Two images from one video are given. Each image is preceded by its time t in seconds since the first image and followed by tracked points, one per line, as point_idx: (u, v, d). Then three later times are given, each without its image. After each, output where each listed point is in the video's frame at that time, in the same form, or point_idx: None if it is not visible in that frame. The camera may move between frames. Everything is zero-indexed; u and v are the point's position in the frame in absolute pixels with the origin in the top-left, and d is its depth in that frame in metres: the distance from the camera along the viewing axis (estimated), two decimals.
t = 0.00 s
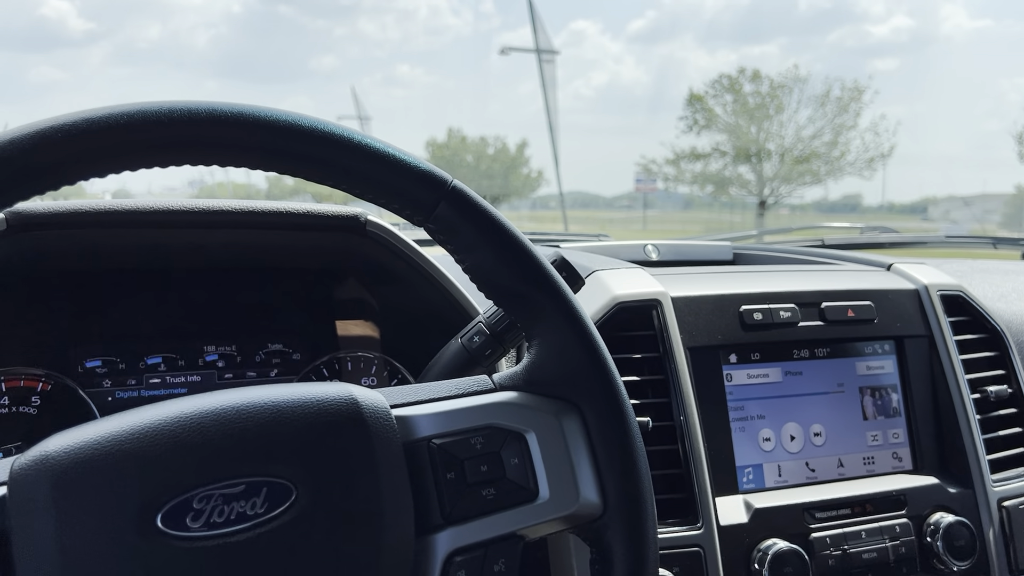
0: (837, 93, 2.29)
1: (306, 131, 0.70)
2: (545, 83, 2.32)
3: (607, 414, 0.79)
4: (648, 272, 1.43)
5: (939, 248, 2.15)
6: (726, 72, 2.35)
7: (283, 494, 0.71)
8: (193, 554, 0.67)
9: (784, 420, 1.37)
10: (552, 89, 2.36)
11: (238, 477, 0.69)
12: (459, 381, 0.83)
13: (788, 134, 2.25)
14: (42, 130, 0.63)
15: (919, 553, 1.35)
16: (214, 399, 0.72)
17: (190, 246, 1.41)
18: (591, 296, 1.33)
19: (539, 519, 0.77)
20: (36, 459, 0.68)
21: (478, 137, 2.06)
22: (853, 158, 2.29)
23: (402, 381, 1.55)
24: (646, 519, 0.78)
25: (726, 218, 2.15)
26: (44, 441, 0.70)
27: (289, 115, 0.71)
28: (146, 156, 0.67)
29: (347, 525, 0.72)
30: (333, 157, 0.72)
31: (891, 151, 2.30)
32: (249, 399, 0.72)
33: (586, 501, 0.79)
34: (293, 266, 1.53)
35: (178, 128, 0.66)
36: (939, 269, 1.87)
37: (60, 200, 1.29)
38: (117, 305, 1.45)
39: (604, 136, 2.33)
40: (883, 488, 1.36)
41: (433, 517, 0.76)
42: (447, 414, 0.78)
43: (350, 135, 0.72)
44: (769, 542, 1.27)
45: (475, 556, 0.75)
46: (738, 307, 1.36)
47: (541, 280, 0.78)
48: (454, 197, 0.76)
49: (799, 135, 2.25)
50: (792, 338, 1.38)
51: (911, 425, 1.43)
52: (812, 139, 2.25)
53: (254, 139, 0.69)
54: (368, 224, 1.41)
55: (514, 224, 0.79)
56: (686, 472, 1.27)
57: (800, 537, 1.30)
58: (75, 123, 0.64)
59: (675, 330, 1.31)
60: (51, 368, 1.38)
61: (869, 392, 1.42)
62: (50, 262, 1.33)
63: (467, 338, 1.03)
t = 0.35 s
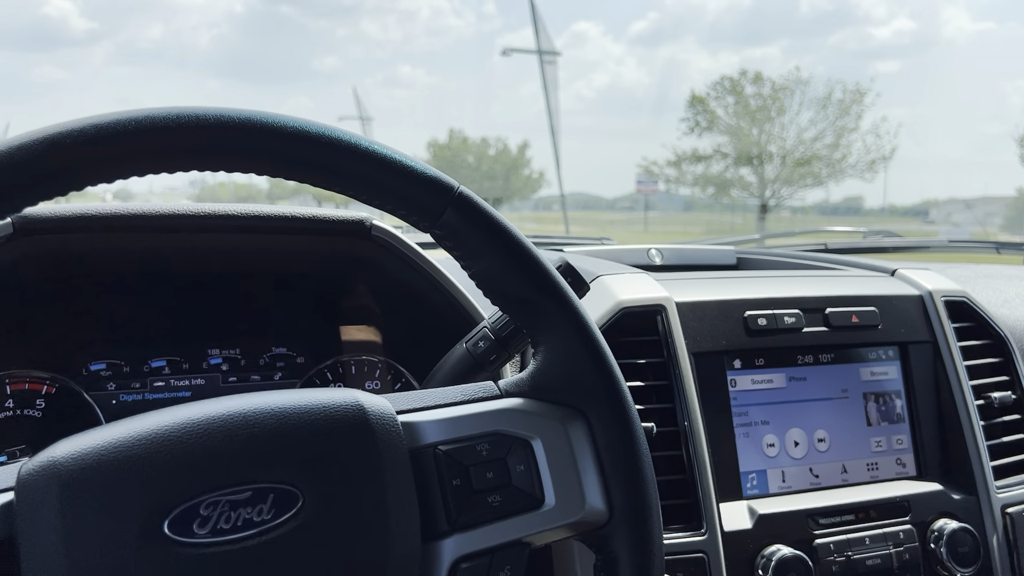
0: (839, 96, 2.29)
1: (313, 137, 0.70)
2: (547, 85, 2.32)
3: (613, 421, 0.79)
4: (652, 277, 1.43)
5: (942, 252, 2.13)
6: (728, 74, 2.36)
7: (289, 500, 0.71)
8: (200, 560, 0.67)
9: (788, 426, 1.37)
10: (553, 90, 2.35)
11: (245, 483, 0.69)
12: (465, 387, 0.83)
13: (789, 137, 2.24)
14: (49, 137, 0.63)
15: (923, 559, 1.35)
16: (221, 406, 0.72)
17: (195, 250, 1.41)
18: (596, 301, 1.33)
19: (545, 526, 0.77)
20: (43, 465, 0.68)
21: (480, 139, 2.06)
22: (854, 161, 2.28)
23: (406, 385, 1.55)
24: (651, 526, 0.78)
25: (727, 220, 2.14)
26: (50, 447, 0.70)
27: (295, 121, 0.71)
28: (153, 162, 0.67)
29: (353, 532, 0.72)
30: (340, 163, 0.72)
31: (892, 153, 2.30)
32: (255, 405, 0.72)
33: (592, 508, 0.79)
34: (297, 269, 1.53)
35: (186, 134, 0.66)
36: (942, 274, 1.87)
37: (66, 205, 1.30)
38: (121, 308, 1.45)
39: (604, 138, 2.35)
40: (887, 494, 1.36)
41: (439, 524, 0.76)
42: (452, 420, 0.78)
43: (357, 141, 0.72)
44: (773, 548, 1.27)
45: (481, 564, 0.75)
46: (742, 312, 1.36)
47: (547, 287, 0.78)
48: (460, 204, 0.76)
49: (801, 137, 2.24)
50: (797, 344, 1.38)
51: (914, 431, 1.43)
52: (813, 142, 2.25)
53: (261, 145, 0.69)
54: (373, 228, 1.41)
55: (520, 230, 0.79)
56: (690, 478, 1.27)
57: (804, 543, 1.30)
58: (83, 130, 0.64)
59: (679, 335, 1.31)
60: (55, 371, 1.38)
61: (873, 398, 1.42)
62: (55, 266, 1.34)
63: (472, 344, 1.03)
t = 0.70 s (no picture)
0: (840, 98, 2.30)
1: (312, 137, 0.70)
2: (548, 86, 2.32)
3: (613, 422, 0.79)
4: (653, 278, 1.43)
5: (943, 254, 2.13)
6: (730, 76, 2.36)
7: (287, 501, 0.70)
8: (197, 561, 0.67)
9: (788, 428, 1.36)
10: (555, 91, 2.35)
11: (242, 483, 0.69)
12: (463, 389, 0.82)
13: (791, 139, 2.24)
14: (48, 135, 0.63)
15: (923, 562, 1.35)
16: (219, 405, 0.72)
17: (195, 250, 1.41)
18: (596, 302, 1.32)
19: (544, 528, 0.77)
20: (40, 464, 0.68)
21: (481, 139, 2.07)
22: (856, 163, 2.27)
23: (405, 385, 1.55)
24: (651, 528, 0.78)
25: (730, 222, 2.14)
26: (48, 447, 0.70)
27: (294, 121, 0.70)
28: (152, 162, 0.66)
29: (351, 532, 0.72)
30: (340, 163, 0.71)
31: (894, 155, 2.30)
32: (253, 406, 0.72)
33: (590, 510, 0.78)
34: (297, 270, 1.53)
35: (184, 134, 0.66)
36: (943, 277, 1.86)
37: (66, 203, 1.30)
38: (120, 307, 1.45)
39: (605, 141, 2.36)
40: (887, 497, 1.36)
41: (437, 524, 0.75)
42: (451, 421, 0.78)
43: (356, 141, 0.72)
44: (773, 550, 1.26)
45: (478, 565, 0.75)
46: (742, 314, 1.35)
47: (546, 288, 0.78)
48: (459, 204, 0.76)
49: (801, 139, 2.25)
50: (797, 346, 1.38)
51: (915, 433, 1.43)
52: (815, 144, 2.25)
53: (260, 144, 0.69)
54: (373, 229, 1.41)
55: (520, 231, 0.79)
56: (690, 480, 1.27)
57: (804, 545, 1.30)
58: (81, 128, 0.64)
59: (679, 336, 1.30)
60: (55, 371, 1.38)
61: (874, 401, 1.41)
62: (53, 265, 1.33)
63: (471, 345, 1.03)
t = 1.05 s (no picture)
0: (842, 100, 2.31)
1: (316, 140, 0.70)
2: (550, 88, 2.32)
3: (614, 426, 0.79)
4: (654, 281, 1.43)
5: (944, 258, 2.13)
6: (731, 77, 2.38)
7: (289, 504, 0.70)
8: (198, 564, 0.67)
9: (790, 432, 1.36)
10: (557, 93, 2.36)
11: (244, 487, 0.69)
12: (465, 392, 0.82)
13: (793, 141, 2.26)
14: (51, 137, 0.63)
15: (925, 566, 1.35)
16: (220, 409, 0.72)
17: (196, 253, 1.41)
18: (598, 305, 1.32)
19: (546, 532, 0.77)
20: (42, 467, 0.68)
21: (482, 140, 2.07)
22: (857, 165, 2.29)
23: (406, 388, 1.56)
24: (653, 532, 0.78)
25: (731, 223, 2.12)
26: (49, 450, 0.70)
27: (296, 123, 0.70)
28: (155, 164, 0.66)
29: (353, 536, 0.72)
30: (342, 166, 0.71)
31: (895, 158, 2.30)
32: (254, 409, 0.72)
33: (592, 513, 0.78)
34: (298, 273, 1.53)
35: (187, 136, 0.66)
36: (945, 280, 1.86)
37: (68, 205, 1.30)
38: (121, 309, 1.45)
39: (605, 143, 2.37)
40: (889, 501, 1.36)
41: (438, 528, 0.75)
42: (453, 425, 0.77)
43: (359, 144, 0.72)
44: (775, 554, 1.26)
45: (481, 569, 0.75)
46: (744, 317, 1.35)
47: (549, 292, 0.78)
48: (462, 208, 0.76)
49: (803, 141, 2.27)
50: (799, 350, 1.38)
51: (916, 437, 1.42)
52: (816, 146, 2.27)
53: (262, 147, 0.68)
54: (375, 231, 1.41)
55: (522, 234, 0.79)
56: (691, 484, 1.27)
57: (805, 549, 1.30)
58: (84, 131, 0.64)
59: (681, 340, 1.30)
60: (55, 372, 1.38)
61: (876, 404, 1.41)
62: (54, 267, 1.33)
63: (473, 348, 1.03)
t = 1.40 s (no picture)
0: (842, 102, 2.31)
1: (315, 140, 0.70)
2: (551, 89, 2.32)
3: (613, 427, 0.79)
4: (654, 282, 1.43)
5: (944, 259, 2.13)
6: (731, 79, 2.38)
7: (288, 505, 0.70)
8: (198, 565, 0.67)
9: (789, 433, 1.36)
10: (557, 95, 2.36)
11: (244, 487, 0.69)
12: (464, 393, 0.82)
13: (793, 142, 2.26)
14: (51, 138, 0.63)
15: (924, 567, 1.35)
16: (219, 409, 0.72)
17: (196, 254, 1.41)
18: (597, 305, 1.33)
19: (545, 533, 0.77)
20: (42, 467, 0.68)
21: (482, 141, 2.08)
22: (857, 167, 2.30)
23: (405, 389, 1.56)
24: (652, 532, 0.78)
25: (730, 224, 2.13)
26: (49, 450, 0.70)
27: (295, 124, 0.70)
28: (155, 165, 0.66)
29: (353, 537, 0.72)
30: (342, 167, 0.71)
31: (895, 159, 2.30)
32: (253, 410, 0.72)
33: (592, 514, 0.78)
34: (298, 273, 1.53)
35: (187, 138, 0.66)
36: (945, 281, 1.86)
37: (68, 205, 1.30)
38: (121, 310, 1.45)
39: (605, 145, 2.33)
40: (889, 502, 1.36)
41: (438, 529, 0.75)
42: (453, 426, 0.78)
43: (358, 144, 0.72)
44: (774, 556, 1.26)
45: (480, 570, 0.75)
46: (744, 318, 1.35)
47: (549, 292, 0.78)
48: (462, 208, 0.76)
49: (803, 143, 2.26)
50: (798, 351, 1.38)
51: (916, 438, 1.42)
52: (816, 147, 2.27)
53: (262, 148, 0.68)
54: (374, 231, 1.41)
55: (522, 235, 0.79)
56: (690, 485, 1.27)
57: (805, 550, 1.30)
58: (84, 131, 0.64)
59: (680, 341, 1.30)
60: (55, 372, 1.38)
61: (875, 406, 1.41)
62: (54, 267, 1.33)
63: (472, 348, 1.02)
